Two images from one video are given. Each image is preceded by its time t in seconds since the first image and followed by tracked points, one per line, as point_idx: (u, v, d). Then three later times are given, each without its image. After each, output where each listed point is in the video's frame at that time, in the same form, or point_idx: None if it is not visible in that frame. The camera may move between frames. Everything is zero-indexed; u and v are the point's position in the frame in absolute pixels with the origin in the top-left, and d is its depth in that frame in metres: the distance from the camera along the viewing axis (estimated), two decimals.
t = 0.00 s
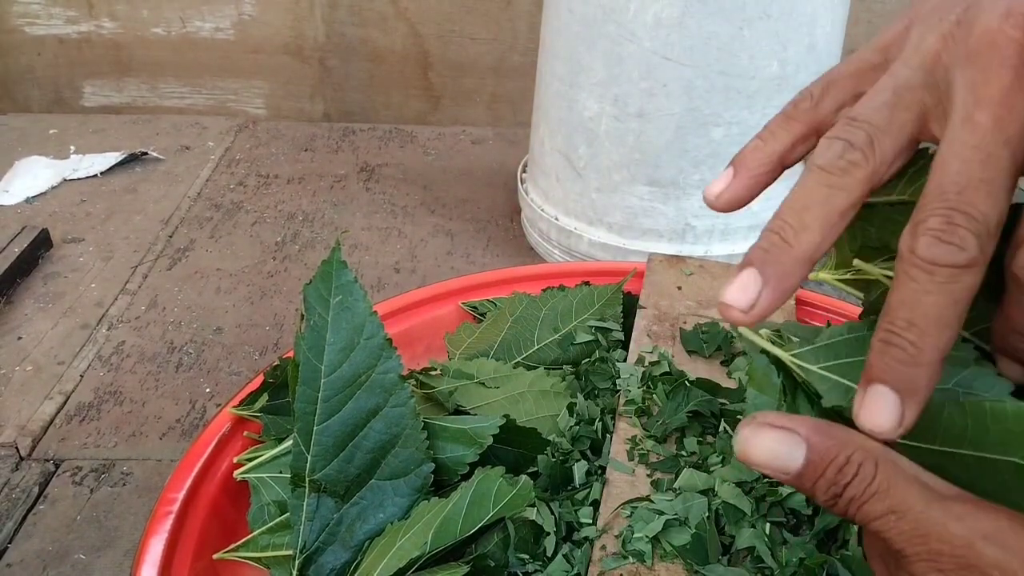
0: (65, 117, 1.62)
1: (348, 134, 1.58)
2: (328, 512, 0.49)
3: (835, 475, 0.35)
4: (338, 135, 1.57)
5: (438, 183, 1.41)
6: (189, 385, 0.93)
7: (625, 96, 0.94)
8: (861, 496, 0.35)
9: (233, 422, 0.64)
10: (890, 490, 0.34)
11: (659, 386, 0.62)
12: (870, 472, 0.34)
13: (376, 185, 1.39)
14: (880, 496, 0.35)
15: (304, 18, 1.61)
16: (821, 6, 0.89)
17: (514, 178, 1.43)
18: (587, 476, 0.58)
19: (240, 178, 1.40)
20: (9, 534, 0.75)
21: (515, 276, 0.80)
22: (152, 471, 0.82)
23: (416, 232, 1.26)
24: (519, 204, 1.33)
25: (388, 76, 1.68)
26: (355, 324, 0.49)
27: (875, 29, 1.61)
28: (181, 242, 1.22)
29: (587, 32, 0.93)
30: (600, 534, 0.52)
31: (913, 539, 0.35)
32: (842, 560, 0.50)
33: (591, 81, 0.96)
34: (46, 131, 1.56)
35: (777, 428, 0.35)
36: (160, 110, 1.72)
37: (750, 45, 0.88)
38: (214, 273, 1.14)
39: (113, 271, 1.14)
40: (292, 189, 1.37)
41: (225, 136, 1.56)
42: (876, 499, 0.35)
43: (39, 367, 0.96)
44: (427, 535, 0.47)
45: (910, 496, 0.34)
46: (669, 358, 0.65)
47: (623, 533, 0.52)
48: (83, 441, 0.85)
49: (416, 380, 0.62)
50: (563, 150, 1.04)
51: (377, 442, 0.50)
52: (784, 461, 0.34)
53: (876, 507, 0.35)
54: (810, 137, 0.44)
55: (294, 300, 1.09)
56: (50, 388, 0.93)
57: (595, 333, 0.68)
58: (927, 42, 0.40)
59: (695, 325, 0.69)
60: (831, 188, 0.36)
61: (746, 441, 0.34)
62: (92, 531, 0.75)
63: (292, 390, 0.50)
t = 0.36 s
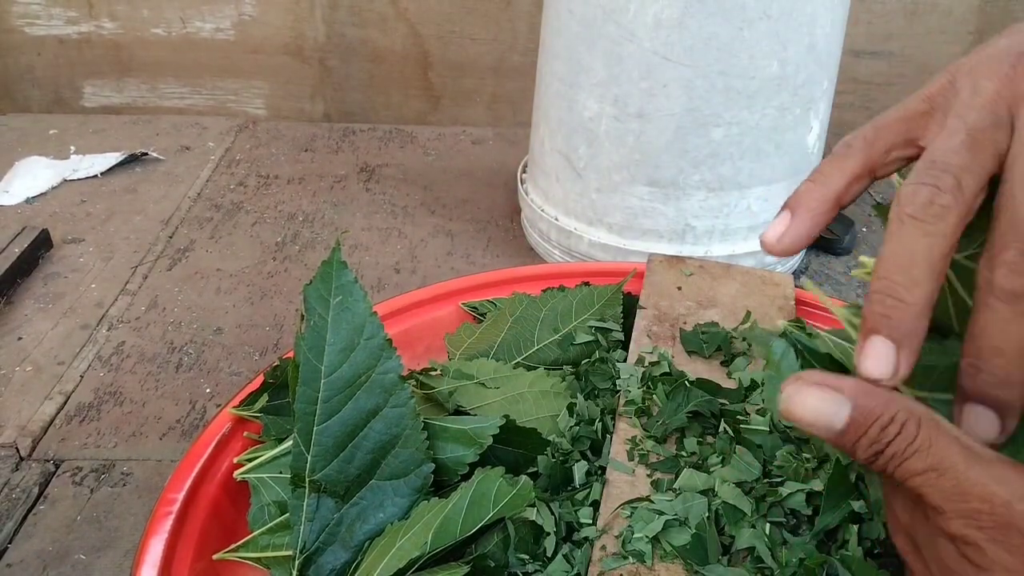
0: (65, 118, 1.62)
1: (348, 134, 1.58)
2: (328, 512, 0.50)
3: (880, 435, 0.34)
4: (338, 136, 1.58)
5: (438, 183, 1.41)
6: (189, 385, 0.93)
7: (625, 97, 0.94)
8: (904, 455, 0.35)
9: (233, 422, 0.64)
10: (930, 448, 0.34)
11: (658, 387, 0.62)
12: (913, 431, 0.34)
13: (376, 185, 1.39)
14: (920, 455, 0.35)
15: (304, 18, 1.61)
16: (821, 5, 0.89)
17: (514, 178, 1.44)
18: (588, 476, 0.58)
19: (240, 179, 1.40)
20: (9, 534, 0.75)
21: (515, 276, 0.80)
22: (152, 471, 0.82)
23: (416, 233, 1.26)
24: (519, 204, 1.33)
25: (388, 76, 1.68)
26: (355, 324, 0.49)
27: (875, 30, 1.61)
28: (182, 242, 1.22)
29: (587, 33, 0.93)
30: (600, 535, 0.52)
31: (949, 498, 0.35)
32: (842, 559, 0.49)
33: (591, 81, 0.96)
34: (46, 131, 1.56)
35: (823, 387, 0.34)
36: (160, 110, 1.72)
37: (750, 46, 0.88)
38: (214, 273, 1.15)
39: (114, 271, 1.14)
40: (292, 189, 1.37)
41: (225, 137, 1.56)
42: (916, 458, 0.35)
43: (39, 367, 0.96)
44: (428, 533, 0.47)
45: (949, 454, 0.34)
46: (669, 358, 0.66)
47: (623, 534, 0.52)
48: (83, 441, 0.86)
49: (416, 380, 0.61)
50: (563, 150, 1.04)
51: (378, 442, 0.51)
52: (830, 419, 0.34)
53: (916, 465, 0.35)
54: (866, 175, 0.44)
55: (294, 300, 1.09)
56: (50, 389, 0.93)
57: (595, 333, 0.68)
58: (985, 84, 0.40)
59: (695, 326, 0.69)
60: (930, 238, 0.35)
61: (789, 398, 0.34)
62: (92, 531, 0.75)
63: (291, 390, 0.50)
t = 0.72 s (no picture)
0: (66, 118, 1.62)
1: (348, 134, 1.58)
2: (328, 512, 0.50)
3: (876, 453, 0.37)
4: (338, 136, 1.58)
5: (438, 183, 1.41)
6: (189, 386, 0.93)
7: (625, 97, 0.94)
8: (897, 476, 0.37)
9: (233, 422, 0.64)
10: (932, 482, 0.36)
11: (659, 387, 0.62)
12: (912, 458, 0.36)
13: (376, 185, 1.39)
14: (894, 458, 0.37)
15: (304, 18, 1.61)
16: (821, 5, 0.89)
17: (514, 178, 1.44)
18: (587, 477, 0.58)
19: (240, 179, 1.40)
20: (9, 534, 0.75)
21: (514, 276, 0.80)
22: (152, 471, 0.82)
23: (416, 233, 1.26)
24: (519, 204, 1.33)
25: (389, 76, 1.68)
26: (355, 324, 0.48)
27: (875, 29, 1.61)
28: (182, 243, 1.22)
29: (587, 33, 0.93)
30: (600, 534, 0.52)
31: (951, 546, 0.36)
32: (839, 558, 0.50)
33: (591, 81, 0.96)
34: (46, 131, 1.56)
35: (854, 400, 0.38)
36: (160, 110, 1.72)
37: (750, 45, 0.88)
38: (214, 273, 1.15)
39: (114, 272, 1.14)
40: (293, 189, 1.37)
41: (225, 137, 1.56)
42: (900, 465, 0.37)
43: (39, 367, 0.96)
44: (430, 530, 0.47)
45: (951, 491, 0.36)
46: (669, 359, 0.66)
47: (623, 533, 0.52)
48: (83, 441, 0.86)
49: (416, 381, 0.62)
50: (563, 150, 1.04)
51: (378, 442, 0.51)
52: (843, 428, 0.37)
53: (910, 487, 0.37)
54: None
55: (294, 300, 1.09)
56: (50, 389, 0.93)
57: (595, 333, 0.68)
58: None
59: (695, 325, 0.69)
60: None
61: (818, 396, 0.38)
62: (92, 532, 0.75)
63: (291, 390, 0.50)
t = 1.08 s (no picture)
0: (66, 118, 1.62)
1: (348, 134, 1.59)
2: (328, 512, 0.50)
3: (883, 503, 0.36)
4: (338, 136, 1.58)
5: (438, 183, 1.41)
6: (189, 386, 0.93)
7: (625, 97, 0.94)
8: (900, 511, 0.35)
9: (233, 422, 0.64)
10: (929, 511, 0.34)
11: (659, 387, 0.62)
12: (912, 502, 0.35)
13: (376, 185, 1.39)
14: (878, 516, 0.35)
15: (304, 18, 1.61)
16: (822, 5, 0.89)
17: (514, 178, 1.44)
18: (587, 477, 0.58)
19: (240, 179, 1.41)
20: (10, 534, 0.75)
21: (514, 277, 0.80)
22: (152, 471, 0.82)
23: (416, 233, 1.26)
24: (519, 204, 1.33)
25: (389, 77, 1.68)
26: (355, 324, 0.48)
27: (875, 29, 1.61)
28: (182, 243, 1.22)
29: (587, 33, 0.93)
30: (600, 535, 0.52)
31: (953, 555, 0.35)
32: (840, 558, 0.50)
33: (591, 81, 0.96)
34: (46, 131, 1.56)
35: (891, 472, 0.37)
36: (160, 110, 1.72)
37: (750, 45, 0.88)
38: (214, 273, 1.15)
39: (114, 272, 1.15)
40: (293, 189, 1.37)
41: (225, 137, 1.56)
42: (905, 541, 0.34)
43: (39, 367, 0.96)
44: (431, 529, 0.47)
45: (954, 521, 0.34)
46: (669, 359, 0.66)
47: (623, 534, 0.52)
48: (83, 441, 0.86)
49: (416, 380, 0.62)
50: (563, 150, 1.04)
51: (378, 443, 0.51)
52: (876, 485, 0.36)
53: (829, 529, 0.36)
54: None
55: (294, 300, 1.09)
56: (50, 389, 0.93)
57: (595, 333, 0.68)
58: None
59: (695, 325, 0.69)
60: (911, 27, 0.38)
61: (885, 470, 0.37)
62: (92, 532, 0.75)
63: (292, 390, 0.50)
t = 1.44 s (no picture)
0: (66, 118, 1.62)
1: (348, 134, 1.58)
2: (328, 512, 0.50)
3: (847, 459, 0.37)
4: (338, 136, 1.58)
5: (438, 183, 1.41)
6: (189, 385, 0.93)
7: (625, 97, 0.94)
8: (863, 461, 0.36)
9: (233, 422, 0.64)
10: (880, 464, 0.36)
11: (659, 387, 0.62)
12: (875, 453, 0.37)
13: (376, 185, 1.39)
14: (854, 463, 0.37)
15: (304, 18, 1.61)
16: (822, 5, 0.89)
17: (513, 178, 1.44)
18: (587, 477, 0.58)
19: (240, 179, 1.40)
20: (9, 534, 0.75)
21: (513, 276, 0.80)
22: (152, 471, 0.82)
23: (416, 232, 1.26)
24: (519, 203, 1.33)
25: (389, 77, 1.68)
26: (355, 324, 0.48)
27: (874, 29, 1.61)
28: (182, 242, 1.22)
29: (587, 33, 0.93)
30: (600, 534, 0.52)
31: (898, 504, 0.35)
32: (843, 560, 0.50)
33: (591, 81, 0.96)
34: (46, 131, 1.56)
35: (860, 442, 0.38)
36: (160, 110, 1.72)
37: (750, 45, 0.88)
38: (213, 273, 1.15)
39: (114, 271, 1.14)
40: (292, 189, 1.37)
41: (225, 136, 1.56)
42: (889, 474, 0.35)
43: (39, 367, 0.96)
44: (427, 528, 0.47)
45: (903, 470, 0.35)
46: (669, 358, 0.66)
47: (623, 533, 0.52)
48: (83, 441, 0.85)
49: (416, 380, 0.61)
50: (563, 150, 1.04)
51: (378, 443, 0.51)
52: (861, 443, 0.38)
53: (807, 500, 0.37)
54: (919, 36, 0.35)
55: (294, 300, 1.09)
56: (50, 389, 0.93)
57: (595, 333, 0.68)
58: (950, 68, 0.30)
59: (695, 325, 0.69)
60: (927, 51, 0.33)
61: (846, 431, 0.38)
62: (92, 532, 0.75)
63: (292, 390, 0.50)
